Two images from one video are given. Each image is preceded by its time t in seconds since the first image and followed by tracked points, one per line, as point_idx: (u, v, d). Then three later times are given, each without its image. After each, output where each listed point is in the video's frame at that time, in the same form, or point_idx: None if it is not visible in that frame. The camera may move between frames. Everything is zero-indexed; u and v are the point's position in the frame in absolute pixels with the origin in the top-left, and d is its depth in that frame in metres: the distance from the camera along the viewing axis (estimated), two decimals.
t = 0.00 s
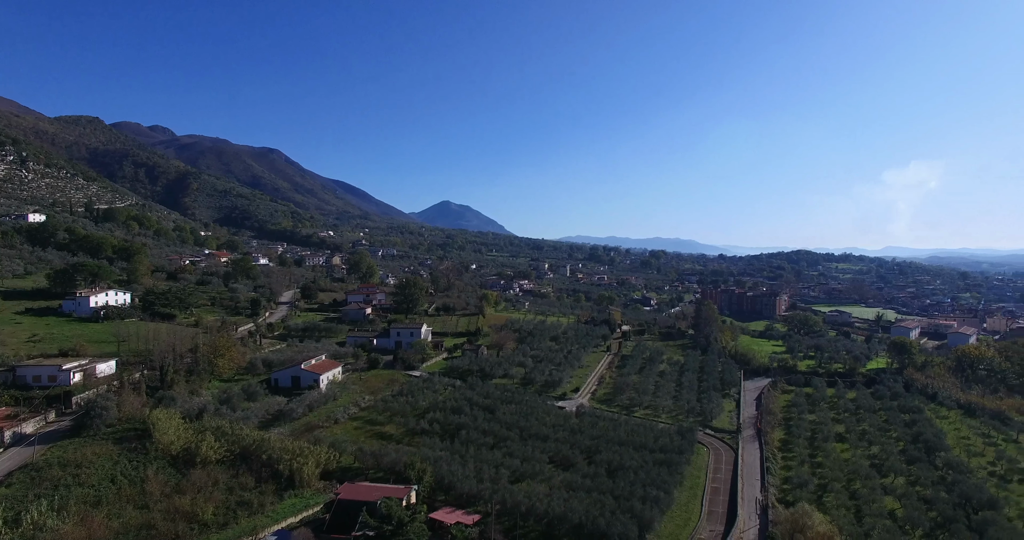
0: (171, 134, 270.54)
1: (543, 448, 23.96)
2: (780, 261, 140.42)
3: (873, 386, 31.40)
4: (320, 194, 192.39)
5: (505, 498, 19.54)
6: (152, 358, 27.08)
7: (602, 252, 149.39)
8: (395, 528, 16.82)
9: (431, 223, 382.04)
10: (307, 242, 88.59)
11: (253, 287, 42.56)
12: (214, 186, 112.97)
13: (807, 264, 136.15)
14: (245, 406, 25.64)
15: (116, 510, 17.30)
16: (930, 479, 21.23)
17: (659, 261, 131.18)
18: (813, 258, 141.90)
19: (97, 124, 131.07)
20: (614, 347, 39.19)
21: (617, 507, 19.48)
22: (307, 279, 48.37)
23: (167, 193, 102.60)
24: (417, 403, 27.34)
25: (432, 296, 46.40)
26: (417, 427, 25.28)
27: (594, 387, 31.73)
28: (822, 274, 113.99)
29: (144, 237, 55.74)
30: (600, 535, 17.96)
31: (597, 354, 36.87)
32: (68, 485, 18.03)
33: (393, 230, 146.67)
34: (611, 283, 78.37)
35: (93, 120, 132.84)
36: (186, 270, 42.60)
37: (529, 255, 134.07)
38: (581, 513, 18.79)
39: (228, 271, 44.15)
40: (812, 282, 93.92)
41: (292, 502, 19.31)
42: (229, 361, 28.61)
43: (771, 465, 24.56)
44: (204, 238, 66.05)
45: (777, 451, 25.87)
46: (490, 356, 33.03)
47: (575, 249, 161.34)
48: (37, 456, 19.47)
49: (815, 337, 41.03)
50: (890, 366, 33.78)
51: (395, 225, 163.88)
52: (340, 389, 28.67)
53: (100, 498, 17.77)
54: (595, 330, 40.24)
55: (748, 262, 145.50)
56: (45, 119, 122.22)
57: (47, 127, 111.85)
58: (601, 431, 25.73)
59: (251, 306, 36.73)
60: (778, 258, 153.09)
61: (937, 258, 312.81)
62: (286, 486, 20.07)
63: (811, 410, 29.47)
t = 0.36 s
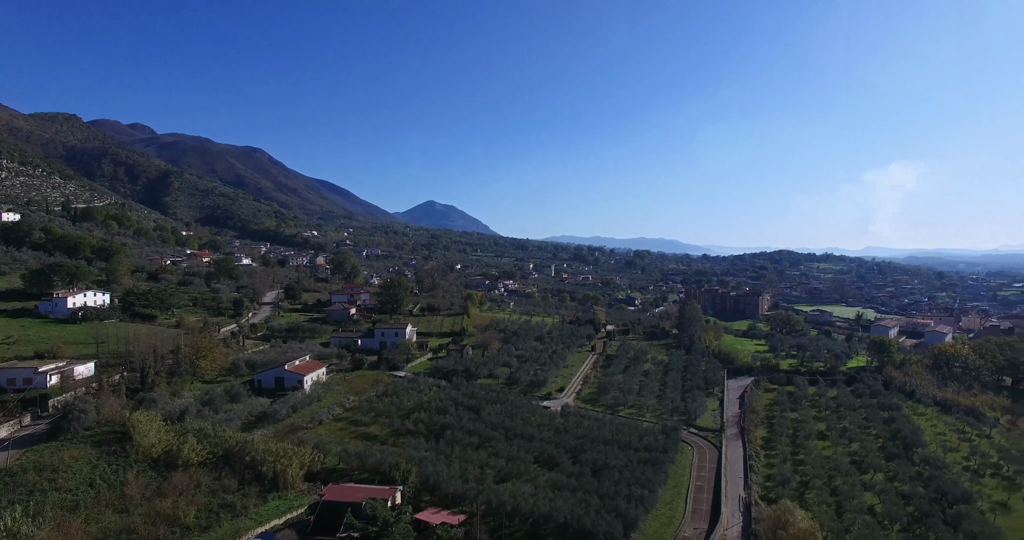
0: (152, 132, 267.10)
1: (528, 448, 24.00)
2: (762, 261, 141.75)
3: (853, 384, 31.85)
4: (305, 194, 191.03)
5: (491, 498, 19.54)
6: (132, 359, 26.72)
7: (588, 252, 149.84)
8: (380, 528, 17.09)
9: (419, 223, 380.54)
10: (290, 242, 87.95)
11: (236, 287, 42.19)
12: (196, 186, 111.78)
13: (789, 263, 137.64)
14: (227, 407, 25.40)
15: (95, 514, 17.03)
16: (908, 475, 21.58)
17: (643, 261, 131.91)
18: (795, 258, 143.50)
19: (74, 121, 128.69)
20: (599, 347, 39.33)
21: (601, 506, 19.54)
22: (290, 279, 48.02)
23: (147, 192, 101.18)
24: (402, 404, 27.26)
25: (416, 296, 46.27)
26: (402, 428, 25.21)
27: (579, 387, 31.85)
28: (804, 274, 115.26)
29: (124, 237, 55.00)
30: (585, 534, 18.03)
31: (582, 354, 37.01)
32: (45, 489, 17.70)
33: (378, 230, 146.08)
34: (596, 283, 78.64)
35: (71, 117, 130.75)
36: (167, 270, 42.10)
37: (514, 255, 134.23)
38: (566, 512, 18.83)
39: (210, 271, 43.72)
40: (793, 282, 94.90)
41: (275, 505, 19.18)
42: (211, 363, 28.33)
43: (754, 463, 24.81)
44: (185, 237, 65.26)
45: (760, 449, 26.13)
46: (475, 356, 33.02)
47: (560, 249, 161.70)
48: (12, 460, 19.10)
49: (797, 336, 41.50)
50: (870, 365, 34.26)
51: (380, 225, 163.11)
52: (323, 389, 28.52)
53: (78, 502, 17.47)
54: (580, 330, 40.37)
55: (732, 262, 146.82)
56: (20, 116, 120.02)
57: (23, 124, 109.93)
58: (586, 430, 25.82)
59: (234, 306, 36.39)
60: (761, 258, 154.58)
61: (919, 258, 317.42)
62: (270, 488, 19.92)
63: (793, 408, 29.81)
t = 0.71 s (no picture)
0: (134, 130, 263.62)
1: (516, 448, 24.02)
2: (748, 261, 142.87)
3: (837, 382, 32.21)
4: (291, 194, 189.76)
5: (478, 499, 19.53)
6: (115, 361, 26.39)
7: (575, 252, 150.21)
8: (367, 529, 16.77)
9: (407, 223, 379.43)
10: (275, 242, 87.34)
11: (221, 288, 41.85)
12: (180, 185, 110.70)
13: (774, 263, 138.90)
14: (213, 409, 25.17)
15: (75, 518, 16.78)
16: (890, 471, 21.88)
17: (630, 261, 132.45)
18: (780, 258, 144.87)
19: (54, 118, 126.76)
20: (586, 347, 39.46)
21: (589, 505, 19.56)
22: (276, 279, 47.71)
23: (131, 191, 100.09)
24: (389, 404, 27.17)
25: (403, 296, 46.16)
26: (389, 428, 25.13)
27: (566, 386, 31.93)
28: (789, 274, 116.40)
29: (106, 237, 54.35)
30: (573, 533, 18.07)
31: (569, 354, 37.12)
32: (24, 494, 17.41)
33: (365, 230, 145.47)
34: (583, 283, 78.86)
35: (51, 115, 128.85)
36: (151, 270, 41.66)
37: (501, 255, 134.25)
38: (553, 511, 18.83)
39: (195, 272, 43.34)
40: (777, 281, 95.83)
41: (261, 507, 19.05)
42: (196, 364, 28.08)
43: (740, 461, 25.02)
44: (169, 237, 64.64)
45: (746, 447, 26.35)
46: (462, 356, 33.01)
47: (548, 249, 161.96)
48: None
49: (782, 335, 41.92)
50: (853, 363, 34.69)
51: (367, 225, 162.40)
52: (310, 390, 28.38)
53: (58, 506, 17.20)
54: (567, 329, 40.48)
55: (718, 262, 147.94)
56: None
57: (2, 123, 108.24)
58: (574, 430, 25.89)
59: (219, 307, 36.08)
60: (746, 258, 155.85)
61: (903, 258, 321.65)
62: (256, 490, 19.79)
63: (778, 407, 30.10)
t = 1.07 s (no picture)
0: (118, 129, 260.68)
1: (503, 448, 24.04)
2: (734, 261, 143.89)
3: (822, 381, 32.54)
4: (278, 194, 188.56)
5: (466, 499, 19.51)
6: (97, 363, 26.06)
7: (563, 252, 150.58)
8: (355, 531, 16.75)
9: (396, 223, 378.48)
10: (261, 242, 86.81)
11: (206, 288, 41.52)
12: (164, 185, 109.69)
13: (760, 264, 140.05)
14: (198, 410, 24.96)
15: (55, 522, 16.46)
16: (873, 469, 22.13)
17: (617, 261, 132.98)
18: (765, 258, 146.09)
19: (33, 117, 124.75)
20: (573, 347, 39.56)
21: (577, 505, 19.60)
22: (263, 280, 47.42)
23: (113, 190, 99.01)
24: (376, 405, 27.09)
25: (391, 296, 46.03)
26: (377, 429, 25.05)
27: (554, 386, 32.01)
28: (775, 274, 117.44)
29: (88, 237, 53.72)
30: (560, 532, 18.11)
31: (556, 354, 37.21)
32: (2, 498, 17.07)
33: (352, 230, 144.94)
34: (571, 283, 79.07)
35: (31, 114, 127.03)
36: (134, 271, 41.24)
37: (488, 254, 134.55)
38: (541, 511, 18.84)
39: (179, 272, 42.96)
40: (762, 281, 96.59)
41: (247, 509, 18.93)
42: (181, 365, 27.82)
43: (726, 460, 25.20)
44: (153, 237, 63.99)
45: (732, 446, 26.56)
46: (450, 356, 32.99)
47: (536, 249, 162.23)
48: None
49: (767, 334, 42.29)
50: (837, 362, 35.08)
51: (355, 225, 161.76)
52: (296, 391, 28.24)
53: (37, 510, 16.86)
54: (555, 330, 40.57)
55: (705, 262, 148.88)
56: None
57: None
58: (561, 430, 25.97)
59: (204, 308, 35.79)
60: (733, 258, 157.03)
61: (888, 258, 325.63)
62: (241, 492, 19.69)
63: (763, 406, 30.36)
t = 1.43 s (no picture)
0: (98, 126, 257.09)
1: (489, 448, 24.06)
2: (718, 261, 145.04)
3: (804, 379, 32.93)
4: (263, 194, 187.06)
5: (452, 499, 19.48)
6: (76, 365, 25.67)
7: (550, 253, 150.91)
8: (340, 532, 16.71)
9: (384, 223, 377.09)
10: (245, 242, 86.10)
11: (189, 288, 41.10)
12: (145, 184, 108.44)
13: (744, 263, 141.32)
14: (180, 412, 24.70)
15: (29, 528, 15.89)
16: (854, 466, 22.43)
17: (602, 261, 133.59)
18: (749, 258, 147.48)
19: (9, 114, 122.42)
20: (559, 346, 39.66)
21: (562, 504, 19.65)
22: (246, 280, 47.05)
23: (92, 189, 97.65)
24: (361, 405, 26.99)
25: (376, 296, 45.87)
26: (362, 430, 24.95)
27: (539, 386, 32.09)
28: (758, 274, 118.56)
29: (66, 236, 52.97)
30: (546, 531, 18.17)
31: (542, 353, 37.29)
32: None
33: (337, 230, 144.20)
34: (556, 283, 79.28)
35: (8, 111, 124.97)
36: (114, 271, 40.72)
37: (474, 254, 134.50)
38: (527, 511, 18.86)
39: (161, 272, 42.49)
40: (746, 281, 97.47)
41: (230, 511, 18.77)
42: (162, 367, 27.51)
43: (710, 458, 25.42)
44: (134, 237, 63.21)
45: (716, 445, 26.78)
46: (435, 356, 32.95)
47: (522, 249, 162.44)
48: None
49: (751, 334, 42.72)
50: (819, 361, 35.52)
51: (340, 225, 160.91)
52: (280, 392, 28.05)
53: (11, 517, 16.23)
54: (540, 329, 40.67)
55: (689, 262, 149.96)
56: None
57: None
58: (546, 429, 26.03)
59: (187, 308, 35.44)
60: (717, 258, 158.35)
61: (870, 258, 330.14)
62: (224, 494, 19.55)
63: (747, 404, 30.64)
